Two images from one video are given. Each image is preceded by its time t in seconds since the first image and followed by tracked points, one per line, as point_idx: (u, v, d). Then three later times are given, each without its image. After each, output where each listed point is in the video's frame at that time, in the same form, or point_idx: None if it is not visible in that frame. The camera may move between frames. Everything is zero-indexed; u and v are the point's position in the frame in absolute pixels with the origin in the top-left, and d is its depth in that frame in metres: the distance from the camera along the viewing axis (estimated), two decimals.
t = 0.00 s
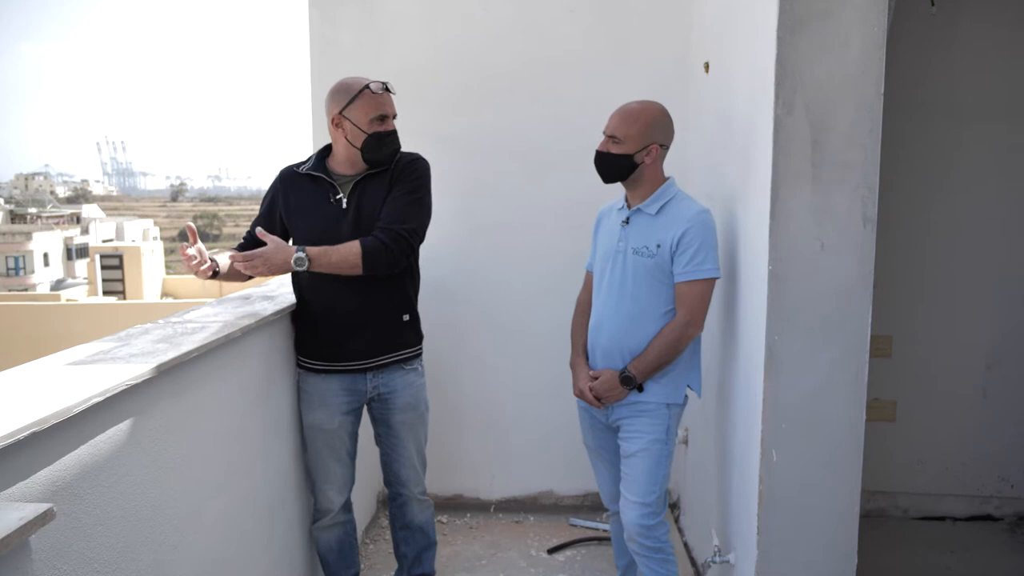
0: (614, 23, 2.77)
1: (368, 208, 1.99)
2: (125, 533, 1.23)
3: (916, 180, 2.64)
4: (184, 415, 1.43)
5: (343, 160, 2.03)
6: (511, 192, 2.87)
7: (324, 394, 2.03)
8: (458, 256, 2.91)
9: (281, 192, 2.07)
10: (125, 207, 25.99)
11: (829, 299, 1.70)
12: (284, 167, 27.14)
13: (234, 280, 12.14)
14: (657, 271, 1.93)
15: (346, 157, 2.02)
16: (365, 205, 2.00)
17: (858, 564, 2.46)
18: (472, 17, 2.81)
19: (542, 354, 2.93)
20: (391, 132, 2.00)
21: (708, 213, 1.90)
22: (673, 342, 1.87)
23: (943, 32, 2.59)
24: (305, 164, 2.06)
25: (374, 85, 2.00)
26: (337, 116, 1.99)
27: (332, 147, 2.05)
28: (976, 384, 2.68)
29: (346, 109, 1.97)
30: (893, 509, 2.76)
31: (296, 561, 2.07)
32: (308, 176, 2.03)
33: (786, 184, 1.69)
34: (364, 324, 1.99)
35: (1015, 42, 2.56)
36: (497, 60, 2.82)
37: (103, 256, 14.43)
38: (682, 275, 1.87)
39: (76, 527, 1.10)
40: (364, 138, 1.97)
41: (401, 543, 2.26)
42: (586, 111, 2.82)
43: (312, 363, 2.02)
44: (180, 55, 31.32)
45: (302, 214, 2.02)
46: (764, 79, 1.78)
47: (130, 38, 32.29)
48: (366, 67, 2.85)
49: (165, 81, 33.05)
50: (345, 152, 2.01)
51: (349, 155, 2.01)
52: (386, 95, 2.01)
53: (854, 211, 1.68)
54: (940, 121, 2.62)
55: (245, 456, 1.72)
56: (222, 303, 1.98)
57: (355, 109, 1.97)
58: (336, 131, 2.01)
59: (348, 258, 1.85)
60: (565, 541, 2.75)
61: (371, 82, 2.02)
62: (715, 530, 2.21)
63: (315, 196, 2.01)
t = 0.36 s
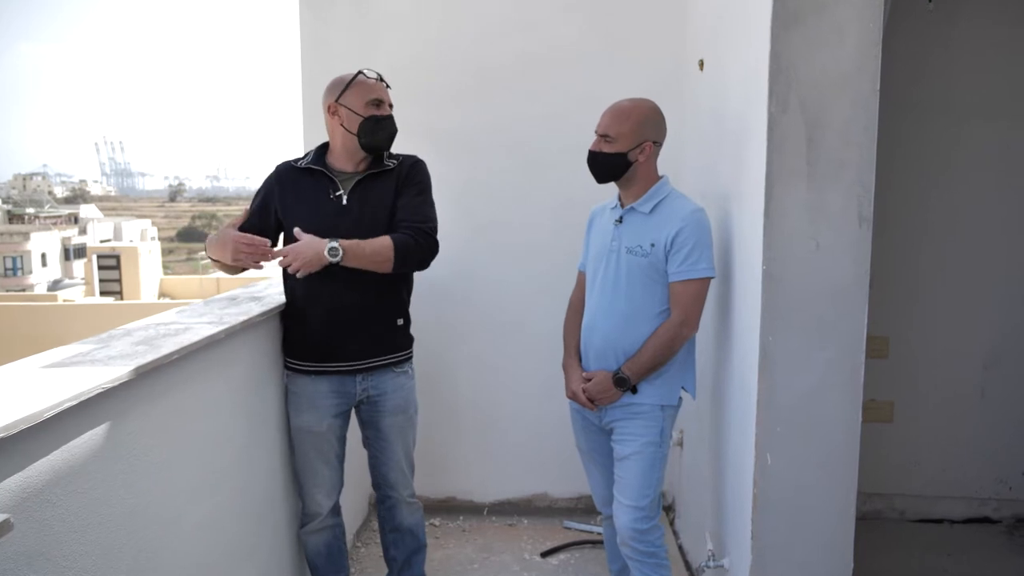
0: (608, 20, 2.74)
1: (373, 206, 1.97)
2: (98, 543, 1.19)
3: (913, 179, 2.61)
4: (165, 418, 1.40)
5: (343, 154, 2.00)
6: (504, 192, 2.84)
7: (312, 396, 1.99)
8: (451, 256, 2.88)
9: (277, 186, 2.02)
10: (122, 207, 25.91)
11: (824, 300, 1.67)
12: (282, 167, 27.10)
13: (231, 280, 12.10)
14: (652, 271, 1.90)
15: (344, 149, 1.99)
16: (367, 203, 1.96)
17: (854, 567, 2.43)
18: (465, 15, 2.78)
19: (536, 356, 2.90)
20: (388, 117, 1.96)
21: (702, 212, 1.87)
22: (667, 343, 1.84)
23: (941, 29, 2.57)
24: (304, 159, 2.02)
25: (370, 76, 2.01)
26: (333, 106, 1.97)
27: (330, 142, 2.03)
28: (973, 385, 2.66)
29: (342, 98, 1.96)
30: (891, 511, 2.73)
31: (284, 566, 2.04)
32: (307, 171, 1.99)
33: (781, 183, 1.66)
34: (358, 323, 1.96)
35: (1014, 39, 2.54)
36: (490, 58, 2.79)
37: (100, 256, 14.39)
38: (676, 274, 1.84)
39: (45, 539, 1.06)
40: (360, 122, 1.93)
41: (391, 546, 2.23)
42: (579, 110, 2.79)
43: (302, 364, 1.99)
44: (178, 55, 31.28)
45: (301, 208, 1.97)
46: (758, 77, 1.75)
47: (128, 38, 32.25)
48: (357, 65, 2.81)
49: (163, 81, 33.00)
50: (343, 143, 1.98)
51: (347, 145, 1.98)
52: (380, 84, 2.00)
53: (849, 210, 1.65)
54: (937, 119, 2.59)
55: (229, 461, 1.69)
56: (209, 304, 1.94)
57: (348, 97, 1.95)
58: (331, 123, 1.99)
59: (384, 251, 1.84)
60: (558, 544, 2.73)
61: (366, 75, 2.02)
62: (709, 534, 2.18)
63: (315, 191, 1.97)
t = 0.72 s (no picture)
0: (606, 20, 2.72)
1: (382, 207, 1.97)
2: (80, 553, 1.16)
3: (913, 179, 2.59)
4: (152, 422, 1.38)
5: (341, 155, 1.98)
6: (501, 192, 2.82)
7: (312, 396, 1.96)
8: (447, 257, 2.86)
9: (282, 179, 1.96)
10: (122, 206, 25.89)
11: (824, 302, 1.65)
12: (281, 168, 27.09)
13: (230, 281, 12.08)
14: (648, 273, 1.88)
15: (344, 151, 1.97)
16: (375, 203, 1.96)
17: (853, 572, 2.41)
18: (461, 14, 2.76)
19: (533, 357, 2.88)
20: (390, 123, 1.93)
21: (699, 213, 1.85)
22: (664, 347, 1.81)
23: (942, 28, 2.55)
24: (304, 154, 1.98)
25: (373, 77, 1.96)
26: (334, 108, 1.93)
27: (329, 143, 2.00)
28: (974, 387, 2.63)
29: (344, 101, 1.92)
30: (890, 515, 2.71)
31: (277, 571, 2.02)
32: (308, 168, 1.96)
33: (780, 184, 1.63)
34: (359, 318, 1.94)
35: (1015, 38, 2.51)
36: (487, 58, 2.77)
37: (99, 256, 14.38)
38: (674, 276, 1.81)
39: (24, 549, 1.03)
40: (362, 129, 1.90)
41: (388, 549, 2.21)
42: (577, 110, 2.77)
43: (302, 362, 1.96)
44: (178, 55, 31.28)
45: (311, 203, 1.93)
46: (757, 75, 1.73)
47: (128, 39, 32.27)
48: (352, 65, 2.79)
49: (163, 81, 33.00)
50: (343, 146, 1.95)
51: (347, 149, 1.95)
52: (383, 87, 1.96)
53: (849, 210, 1.63)
54: (938, 119, 2.57)
55: (220, 465, 1.66)
56: (200, 306, 1.92)
57: (349, 100, 1.92)
58: (331, 125, 1.96)
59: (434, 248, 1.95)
60: (555, 548, 2.70)
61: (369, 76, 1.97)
62: (709, 538, 2.15)
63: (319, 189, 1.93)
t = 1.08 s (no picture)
0: (606, 20, 2.71)
1: (401, 220, 2.00)
2: (73, 558, 1.13)
3: (914, 180, 2.58)
4: (148, 426, 1.36)
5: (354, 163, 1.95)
6: (501, 193, 2.81)
7: (321, 399, 1.92)
8: (447, 259, 2.84)
9: (311, 187, 1.87)
10: (121, 206, 25.88)
11: (828, 303, 1.63)
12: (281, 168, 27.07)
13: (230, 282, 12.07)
14: (650, 274, 1.86)
15: (356, 159, 1.94)
16: (395, 217, 1.98)
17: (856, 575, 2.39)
18: (460, 14, 2.74)
19: (533, 359, 2.86)
20: (394, 126, 1.91)
21: (701, 214, 1.83)
22: (666, 349, 1.80)
23: (943, 28, 2.53)
24: (322, 158, 1.91)
25: (372, 80, 1.93)
26: (340, 116, 1.92)
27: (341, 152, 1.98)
28: (977, 389, 2.62)
29: (347, 108, 1.90)
30: (893, 518, 2.69)
31: None
32: (331, 176, 1.90)
33: (783, 185, 1.62)
34: (376, 327, 1.97)
35: (1017, 38, 2.50)
36: (486, 58, 2.75)
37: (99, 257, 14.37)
38: (675, 277, 1.79)
39: (17, 555, 1.01)
40: (366, 134, 1.88)
41: (389, 555, 2.18)
42: (577, 110, 2.75)
43: (311, 367, 1.91)
44: (177, 55, 31.27)
45: (344, 218, 1.89)
46: (760, 75, 1.71)
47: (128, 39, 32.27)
48: (351, 66, 2.78)
49: (162, 81, 32.99)
50: (353, 153, 1.93)
51: (358, 156, 1.93)
52: (386, 88, 1.94)
53: (853, 211, 1.61)
54: (940, 119, 2.56)
55: (217, 468, 1.64)
56: (198, 307, 1.90)
57: (351, 105, 1.90)
58: (339, 131, 1.94)
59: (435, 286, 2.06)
60: (556, 551, 2.69)
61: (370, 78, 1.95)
62: (710, 542, 2.14)
63: (347, 199, 1.90)
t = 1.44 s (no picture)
0: (606, 19, 2.70)
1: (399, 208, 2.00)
2: (69, 560, 1.12)
3: (915, 180, 2.57)
4: (145, 427, 1.35)
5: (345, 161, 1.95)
6: (500, 193, 2.80)
7: (330, 400, 1.91)
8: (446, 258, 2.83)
9: (308, 181, 1.87)
10: (120, 206, 25.84)
11: (830, 303, 1.62)
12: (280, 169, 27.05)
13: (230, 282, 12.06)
14: (649, 273, 1.86)
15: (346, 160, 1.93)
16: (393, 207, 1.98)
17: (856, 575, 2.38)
18: (459, 13, 2.73)
19: (533, 359, 2.85)
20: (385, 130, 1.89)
21: (701, 213, 1.82)
22: (665, 348, 1.79)
23: (944, 28, 2.52)
24: (316, 154, 1.91)
25: (362, 82, 1.87)
26: (328, 120, 1.88)
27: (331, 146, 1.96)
28: (978, 389, 2.61)
29: (336, 114, 1.85)
30: (894, 518, 2.69)
31: None
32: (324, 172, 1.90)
33: (784, 184, 1.61)
34: (383, 321, 1.95)
35: (1018, 37, 2.49)
36: (485, 58, 2.74)
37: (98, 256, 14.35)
38: (675, 276, 1.78)
39: (12, 557, 1.00)
40: (357, 142, 1.86)
41: (389, 554, 2.17)
42: (577, 110, 2.74)
43: (320, 365, 1.89)
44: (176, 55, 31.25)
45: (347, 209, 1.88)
46: (761, 74, 1.70)
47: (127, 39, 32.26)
48: (350, 65, 2.77)
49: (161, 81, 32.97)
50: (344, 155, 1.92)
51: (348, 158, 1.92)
52: (377, 90, 1.88)
53: (856, 210, 1.60)
54: (941, 119, 2.55)
55: (215, 469, 1.63)
56: (195, 307, 1.89)
57: (342, 111, 1.85)
58: (331, 134, 1.89)
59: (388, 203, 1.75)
60: (556, 551, 2.68)
61: (357, 78, 1.87)
62: (710, 542, 2.14)
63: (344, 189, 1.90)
